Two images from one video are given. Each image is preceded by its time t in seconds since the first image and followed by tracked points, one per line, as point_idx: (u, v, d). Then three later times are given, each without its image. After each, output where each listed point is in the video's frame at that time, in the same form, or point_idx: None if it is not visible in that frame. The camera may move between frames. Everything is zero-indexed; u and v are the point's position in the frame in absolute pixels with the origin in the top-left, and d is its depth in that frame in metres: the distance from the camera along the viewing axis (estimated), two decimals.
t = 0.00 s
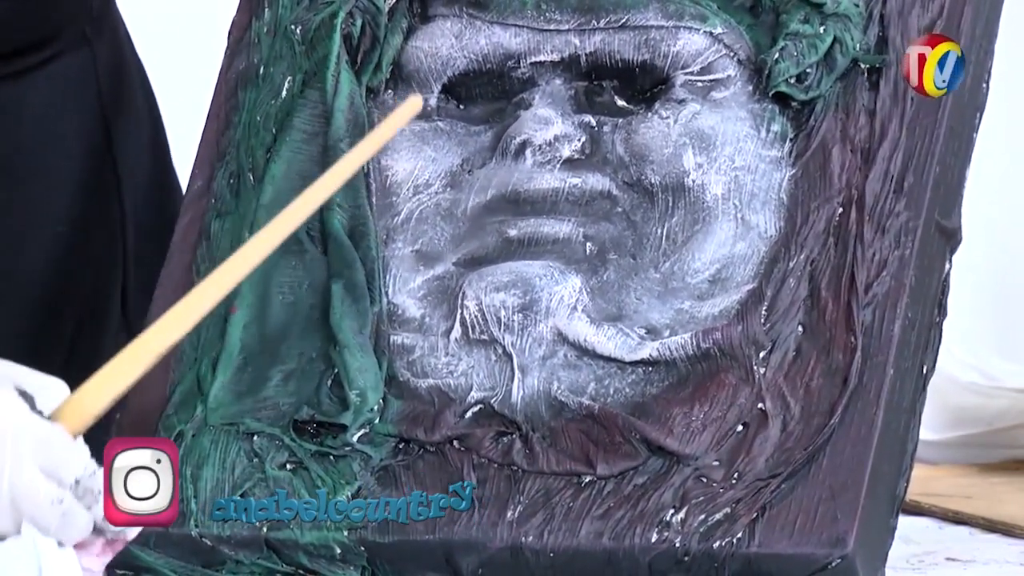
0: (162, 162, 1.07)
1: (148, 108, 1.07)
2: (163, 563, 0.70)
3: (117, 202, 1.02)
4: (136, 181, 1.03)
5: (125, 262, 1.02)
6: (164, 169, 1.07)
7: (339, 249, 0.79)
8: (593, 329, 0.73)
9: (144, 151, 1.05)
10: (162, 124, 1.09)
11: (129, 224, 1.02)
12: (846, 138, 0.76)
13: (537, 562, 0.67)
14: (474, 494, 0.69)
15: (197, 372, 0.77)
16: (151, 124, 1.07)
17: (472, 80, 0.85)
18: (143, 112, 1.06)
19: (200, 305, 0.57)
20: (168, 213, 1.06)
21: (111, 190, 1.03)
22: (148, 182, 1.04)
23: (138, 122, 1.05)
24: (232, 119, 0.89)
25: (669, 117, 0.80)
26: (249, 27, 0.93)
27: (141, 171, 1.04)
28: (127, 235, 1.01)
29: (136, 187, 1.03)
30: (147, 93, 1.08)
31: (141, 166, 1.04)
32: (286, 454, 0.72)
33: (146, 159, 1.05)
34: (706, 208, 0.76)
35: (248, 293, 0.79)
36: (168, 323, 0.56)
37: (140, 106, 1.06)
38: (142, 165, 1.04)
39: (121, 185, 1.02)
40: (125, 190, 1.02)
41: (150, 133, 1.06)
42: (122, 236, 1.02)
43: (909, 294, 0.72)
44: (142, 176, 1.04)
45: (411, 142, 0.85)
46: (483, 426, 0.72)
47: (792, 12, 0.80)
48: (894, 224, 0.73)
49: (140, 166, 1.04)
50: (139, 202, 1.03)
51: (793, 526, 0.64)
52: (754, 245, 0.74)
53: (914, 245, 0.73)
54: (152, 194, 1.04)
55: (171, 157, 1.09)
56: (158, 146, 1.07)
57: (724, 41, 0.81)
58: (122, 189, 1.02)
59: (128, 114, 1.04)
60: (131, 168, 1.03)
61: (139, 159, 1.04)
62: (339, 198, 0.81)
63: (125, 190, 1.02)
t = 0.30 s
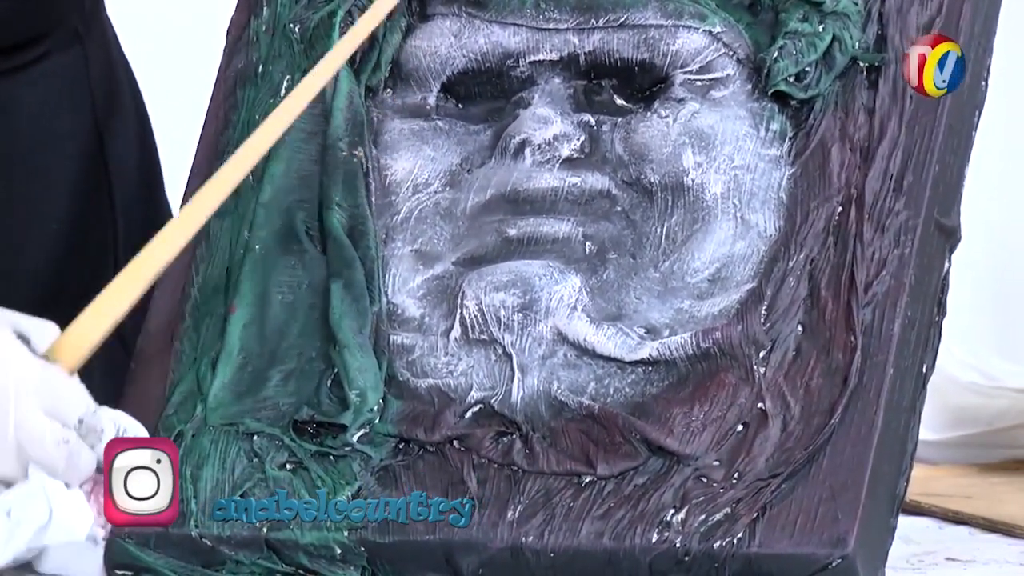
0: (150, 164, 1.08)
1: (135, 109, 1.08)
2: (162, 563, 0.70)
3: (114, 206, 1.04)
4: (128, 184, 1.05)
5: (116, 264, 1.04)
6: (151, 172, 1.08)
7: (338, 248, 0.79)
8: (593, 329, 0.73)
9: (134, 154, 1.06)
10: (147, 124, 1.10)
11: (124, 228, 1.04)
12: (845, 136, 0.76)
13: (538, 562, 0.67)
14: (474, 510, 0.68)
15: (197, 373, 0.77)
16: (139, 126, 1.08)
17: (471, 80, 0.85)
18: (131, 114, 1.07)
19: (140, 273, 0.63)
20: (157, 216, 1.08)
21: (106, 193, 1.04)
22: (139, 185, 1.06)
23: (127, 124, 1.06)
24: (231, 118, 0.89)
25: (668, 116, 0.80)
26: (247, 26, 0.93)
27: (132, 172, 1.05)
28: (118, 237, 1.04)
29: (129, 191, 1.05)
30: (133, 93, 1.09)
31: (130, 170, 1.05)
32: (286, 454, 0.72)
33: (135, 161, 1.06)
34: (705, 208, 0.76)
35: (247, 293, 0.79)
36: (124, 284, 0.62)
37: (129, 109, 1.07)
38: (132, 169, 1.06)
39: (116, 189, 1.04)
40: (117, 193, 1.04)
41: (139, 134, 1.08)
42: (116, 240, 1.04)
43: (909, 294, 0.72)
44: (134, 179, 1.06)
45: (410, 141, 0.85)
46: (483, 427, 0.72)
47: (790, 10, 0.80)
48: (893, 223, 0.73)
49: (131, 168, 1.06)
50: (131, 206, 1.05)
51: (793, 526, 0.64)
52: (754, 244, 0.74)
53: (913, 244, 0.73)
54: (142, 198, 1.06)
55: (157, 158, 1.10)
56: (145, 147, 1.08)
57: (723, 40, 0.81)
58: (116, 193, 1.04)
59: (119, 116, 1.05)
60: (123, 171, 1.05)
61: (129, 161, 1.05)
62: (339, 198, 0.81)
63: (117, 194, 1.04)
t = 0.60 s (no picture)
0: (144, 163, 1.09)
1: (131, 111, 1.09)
2: (162, 563, 0.71)
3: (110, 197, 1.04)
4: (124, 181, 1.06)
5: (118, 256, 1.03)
6: (146, 174, 1.09)
7: (337, 246, 0.79)
8: (592, 329, 0.73)
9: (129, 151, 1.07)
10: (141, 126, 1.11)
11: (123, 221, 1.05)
12: (844, 136, 0.76)
13: (539, 562, 0.67)
14: (473, 511, 0.68)
15: (196, 373, 0.77)
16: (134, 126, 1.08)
17: (470, 79, 0.85)
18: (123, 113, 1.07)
19: (147, 239, 0.72)
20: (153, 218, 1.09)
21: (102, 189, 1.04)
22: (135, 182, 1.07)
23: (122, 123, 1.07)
24: (231, 117, 0.89)
25: (668, 116, 0.79)
26: (246, 24, 0.93)
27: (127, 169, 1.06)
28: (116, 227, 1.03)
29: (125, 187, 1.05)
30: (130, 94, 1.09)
31: (124, 167, 1.06)
32: (285, 455, 0.72)
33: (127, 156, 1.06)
34: (705, 208, 0.76)
35: (246, 292, 0.78)
36: (134, 240, 0.72)
37: (126, 110, 1.07)
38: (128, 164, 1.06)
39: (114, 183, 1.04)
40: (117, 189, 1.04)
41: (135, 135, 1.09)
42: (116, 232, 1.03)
43: (909, 293, 0.72)
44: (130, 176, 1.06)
45: (409, 141, 0.85)
46: (482, 427, 0.72)
47: (789, 10, 0.80)
48: (893, 222, 0.73)
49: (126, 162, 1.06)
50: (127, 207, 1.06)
51: (793, 527, 0.64)
52: (754, 244, 0.74)
53: (913, 244, 0.73)
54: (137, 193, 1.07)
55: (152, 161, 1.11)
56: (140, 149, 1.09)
57: (722, 40, 0.80)
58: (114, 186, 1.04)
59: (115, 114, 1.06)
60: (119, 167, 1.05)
61: (126, 161, 1.06)
62: (337, 198, 0.81)
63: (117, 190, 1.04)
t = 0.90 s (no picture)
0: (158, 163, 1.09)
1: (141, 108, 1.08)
2: (162, 563, 0.71)
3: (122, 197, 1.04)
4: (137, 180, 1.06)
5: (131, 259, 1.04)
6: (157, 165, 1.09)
7: (337, 245, 0.79)
8: (593, 329, 0.73)
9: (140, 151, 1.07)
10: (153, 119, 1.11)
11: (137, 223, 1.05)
12: (844, 135, 0.76)
13: (539, 562, 0.67)
14: (474, 493, 0.69)
15: (196, 373, 0.77)
16: (148, 124, 1.08)
17: (470, 78, 0.85)
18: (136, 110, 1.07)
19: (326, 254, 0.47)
20: (163, 212, 1.10)
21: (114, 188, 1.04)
22: (147, 182, 1.07)
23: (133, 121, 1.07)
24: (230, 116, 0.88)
25: (668, 115, 0.79)
26: (246, 23, 0.93)
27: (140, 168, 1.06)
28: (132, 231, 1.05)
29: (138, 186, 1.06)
30: (141, 90, 1.09)
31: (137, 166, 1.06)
32: (286, 455, 0.73)
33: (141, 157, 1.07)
34: (705, 207, 0.76)
35: (246, 292, 0.78)
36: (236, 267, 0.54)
37: (137, 107, 1.07)
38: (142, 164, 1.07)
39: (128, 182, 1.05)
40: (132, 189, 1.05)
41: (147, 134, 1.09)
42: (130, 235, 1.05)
43: (909, 293, 0.72)
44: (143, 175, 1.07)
45: (409, 140, 0.85)
46: (482, 427, 0.72)
47: (789, 9, 0.80)
48: (893, 222, 0.73)
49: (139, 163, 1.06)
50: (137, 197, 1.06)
51: (793, 527, 0.64)
52: (753, 244, 0.74)
53: (913, 243, 0.73)
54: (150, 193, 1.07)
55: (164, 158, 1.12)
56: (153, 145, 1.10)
57: (722, 39, 0.80)
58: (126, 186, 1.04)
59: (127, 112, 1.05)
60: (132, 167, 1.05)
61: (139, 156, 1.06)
62: (337, 197, 0.81)
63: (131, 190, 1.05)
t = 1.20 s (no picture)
0: (162, 160, 1.08)
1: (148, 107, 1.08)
2: (168, 565, 0.72)
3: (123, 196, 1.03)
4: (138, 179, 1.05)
5: (131, 258, 1.03)
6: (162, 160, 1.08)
7: (341, 244, 0.78)
8: (597, 329, 0.73)
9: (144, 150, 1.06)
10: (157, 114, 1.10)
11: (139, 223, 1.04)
12: (848, 130, 0.76)
13: (546, 564, 0.67)
14: (474, 495, 0.69)
15: (201, 372, 0.77)
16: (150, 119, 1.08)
17: (472, 73, 0.85)
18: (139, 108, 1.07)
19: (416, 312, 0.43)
20: (169, 207, 1.08)
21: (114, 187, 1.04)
22: (150, 178, 1.06)
23: (136, 120, 1.06)
24: (231, 112, 0.88)
25: (671, 111, 0.79)
26: (248, 17, 0.93)
27: (142, 168, 1.05)
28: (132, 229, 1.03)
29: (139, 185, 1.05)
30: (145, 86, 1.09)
31: (138, 165, 1.05)
32: (291, 456, 0.73)
33: (143, 156, 1.06)
34: (708, 203, 0.76)
35: (249, 290, 0.78)
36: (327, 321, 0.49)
37: (139, 103, 1.07)
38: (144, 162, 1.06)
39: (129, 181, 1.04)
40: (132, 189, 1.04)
41: (151, 132, 1.08)
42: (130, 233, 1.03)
43: (913, 290, 0.72)
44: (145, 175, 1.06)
45: (412, 137, 0.85)
46: (488, 428, 0.72)
47: (791, 3, 0.79)
48: (897, 217, 0.73)
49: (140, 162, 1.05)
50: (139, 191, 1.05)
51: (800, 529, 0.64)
52: (758, 240, 0.74)
53: (917, 239, 0.73)
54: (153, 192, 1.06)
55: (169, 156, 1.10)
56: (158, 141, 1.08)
57: (724, 33, 0.80)
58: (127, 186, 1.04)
59: (130, 111, 1.05)
60: (132, 167, 1.05)
61: (140, 151, 1.06)
62: (340, 195, 0.80)
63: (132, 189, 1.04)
